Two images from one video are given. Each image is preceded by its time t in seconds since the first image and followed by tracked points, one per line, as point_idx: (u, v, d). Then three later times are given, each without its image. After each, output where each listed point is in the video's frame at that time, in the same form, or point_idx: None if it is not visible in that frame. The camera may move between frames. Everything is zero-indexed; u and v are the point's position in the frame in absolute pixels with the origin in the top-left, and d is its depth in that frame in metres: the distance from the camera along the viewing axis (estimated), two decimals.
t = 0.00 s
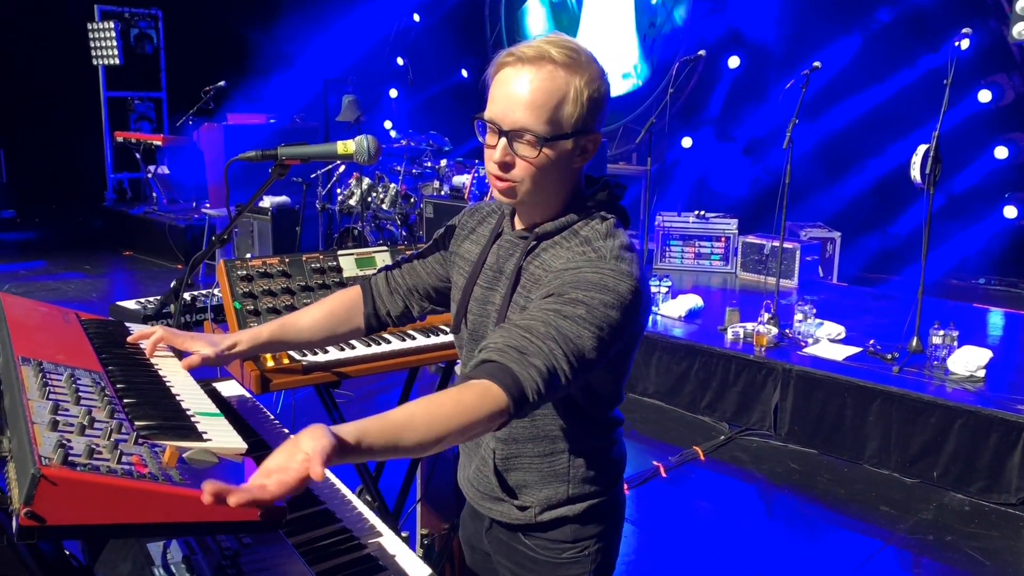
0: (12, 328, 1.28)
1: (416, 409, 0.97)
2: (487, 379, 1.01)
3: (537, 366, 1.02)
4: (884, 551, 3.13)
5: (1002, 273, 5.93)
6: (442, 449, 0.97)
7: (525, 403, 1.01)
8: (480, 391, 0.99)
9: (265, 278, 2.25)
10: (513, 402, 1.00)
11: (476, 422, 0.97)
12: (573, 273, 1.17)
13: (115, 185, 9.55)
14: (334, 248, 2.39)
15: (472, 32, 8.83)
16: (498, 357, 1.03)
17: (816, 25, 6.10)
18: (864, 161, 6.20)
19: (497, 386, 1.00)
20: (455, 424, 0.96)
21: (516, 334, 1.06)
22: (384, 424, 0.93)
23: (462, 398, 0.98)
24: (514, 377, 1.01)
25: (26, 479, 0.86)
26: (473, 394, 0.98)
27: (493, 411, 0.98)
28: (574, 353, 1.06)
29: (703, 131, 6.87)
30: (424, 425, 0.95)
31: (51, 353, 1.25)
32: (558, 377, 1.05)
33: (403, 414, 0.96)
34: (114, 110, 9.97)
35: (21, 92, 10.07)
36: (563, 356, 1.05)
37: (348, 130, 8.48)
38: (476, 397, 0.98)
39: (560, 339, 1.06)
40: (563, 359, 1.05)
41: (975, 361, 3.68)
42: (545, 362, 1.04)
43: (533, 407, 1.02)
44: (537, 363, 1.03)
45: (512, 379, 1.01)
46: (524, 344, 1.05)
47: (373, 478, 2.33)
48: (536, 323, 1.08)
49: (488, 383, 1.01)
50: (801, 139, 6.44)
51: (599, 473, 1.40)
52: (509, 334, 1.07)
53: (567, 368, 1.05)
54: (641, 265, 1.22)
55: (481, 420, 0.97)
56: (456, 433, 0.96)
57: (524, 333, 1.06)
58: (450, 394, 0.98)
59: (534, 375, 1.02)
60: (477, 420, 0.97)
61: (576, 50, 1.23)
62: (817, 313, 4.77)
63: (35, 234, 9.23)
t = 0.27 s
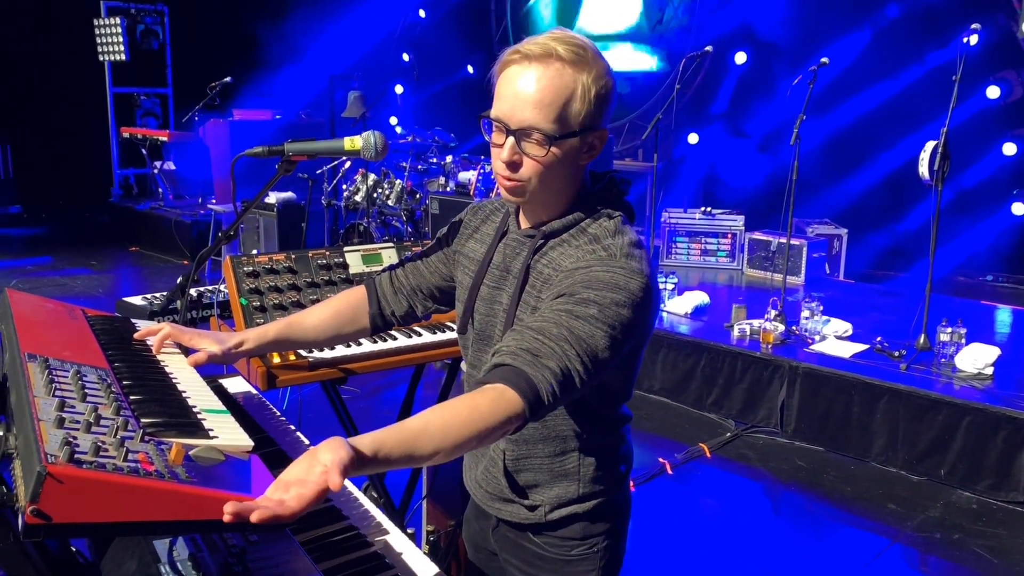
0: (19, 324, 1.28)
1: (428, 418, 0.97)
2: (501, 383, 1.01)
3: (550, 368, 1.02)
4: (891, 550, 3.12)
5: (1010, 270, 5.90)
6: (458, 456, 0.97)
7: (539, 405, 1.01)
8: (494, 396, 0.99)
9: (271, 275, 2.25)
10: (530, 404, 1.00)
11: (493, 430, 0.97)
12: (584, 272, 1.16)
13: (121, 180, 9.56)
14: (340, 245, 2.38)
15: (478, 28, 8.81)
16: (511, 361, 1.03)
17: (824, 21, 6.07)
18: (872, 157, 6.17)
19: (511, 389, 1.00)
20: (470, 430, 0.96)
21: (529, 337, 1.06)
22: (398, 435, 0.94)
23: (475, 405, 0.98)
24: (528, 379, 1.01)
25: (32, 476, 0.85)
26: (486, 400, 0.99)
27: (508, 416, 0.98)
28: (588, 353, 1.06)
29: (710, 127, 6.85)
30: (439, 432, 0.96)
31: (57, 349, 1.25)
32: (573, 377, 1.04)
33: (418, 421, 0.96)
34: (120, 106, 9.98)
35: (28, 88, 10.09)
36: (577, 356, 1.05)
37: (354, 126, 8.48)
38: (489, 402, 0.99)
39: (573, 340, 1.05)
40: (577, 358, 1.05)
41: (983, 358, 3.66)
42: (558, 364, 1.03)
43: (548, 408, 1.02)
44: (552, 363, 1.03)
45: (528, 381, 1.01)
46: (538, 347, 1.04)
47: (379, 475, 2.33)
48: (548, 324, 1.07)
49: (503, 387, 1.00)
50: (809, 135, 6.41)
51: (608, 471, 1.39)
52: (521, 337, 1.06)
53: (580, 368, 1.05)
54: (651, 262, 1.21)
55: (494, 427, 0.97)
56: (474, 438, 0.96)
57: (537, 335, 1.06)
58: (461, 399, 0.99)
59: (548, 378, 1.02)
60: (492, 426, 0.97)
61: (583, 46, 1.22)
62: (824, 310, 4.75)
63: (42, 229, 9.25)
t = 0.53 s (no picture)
0: (25, 323, 1.28)
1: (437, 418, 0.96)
2: (508, 384, 1.00)
3: (557, 368, 1.01)
4: (899, 549, 3.10)
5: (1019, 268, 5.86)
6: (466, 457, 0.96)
7: (545, 405, 0.99)
8: (502, 397, 0.98)
9: (278, 271, 2.24)
10: (535, 406, 0.98)
11: (500, 431, 0.96)
12: (592, 270, 1.15)
13: (126, 177, 9.56)
14: (347, 241, 2.37)
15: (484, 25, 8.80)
16: (517, 360, 1.02)
17: (832, 17, 6.04)
18: (880, 154, 6.14)
19: (517, 389, 0.99)
20: (478, 433, 0.95)
21: (536, 336, 1.04)
22: (408, 433, 0.93)
23: (482, 406, 0.96)
24: (534, 380, 1.00)
25: (39, 477, 0.84)
26: (495, 400, 0.98)
27: (513, 417, 0.97)
28: (595, 353, 1.05)
29: (716, 124, 6.83)
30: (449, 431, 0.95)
31: (64, 347, 1.24)
32: (580, 378, 1.03)
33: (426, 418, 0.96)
34: (126, 101, 9.99)
35: (34, 83, 10.09)
36: (584, 356, 1.03)
37: (359, 123, 8.47)
38: (499, 403, 0.97)
39: (581, 340, 1.04)
40: (583, 359, 1.03)
41: (992, 356, 3.64)
42: (565, 363, 1.02)
43: (554, 410, 1.01)
44: (559, 363, 1.01)
45: (533, 382, 0.99)
46: (544, 346, 1.03)
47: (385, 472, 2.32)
48: (555, 323, 1.06)
49: (509, 388, 0.99)
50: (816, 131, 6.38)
51: (615, 470, 1.38)
52: (528, 336, 1.05)
53: (587, 368, 1.04)
54: (659, 260, 1.20)
55: (501, 428, 0.96)
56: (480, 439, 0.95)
57: (543, 334, 1.04)
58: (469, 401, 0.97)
59: (554, 379, 1.01)
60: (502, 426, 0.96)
61: (593, 42, 1.20)
62: (831, 307, 4.74)
63: (48, 225, 9.26)
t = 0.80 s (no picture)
0: (31, 323, 1.26)
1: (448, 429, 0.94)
2: (518, 392, 0.98)
3: (569, 377, 0.99)
4: (909, 550, 3.08)
5: None
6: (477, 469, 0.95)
7: (556, 415, 0.98)
8: (512, 407, 0.96)
9: (284, 271, 2.22)
10: (546, 415, 0.97)
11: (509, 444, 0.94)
12: (604, 273, 1.13)
13: (130, 174, 9.55)
14: (354, 240, 2.35)
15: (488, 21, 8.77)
16: (529, 369, 1.00)
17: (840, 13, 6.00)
18: (887, 151, 6.10)
19: (526, 398, 0.97)
20: (491, 443, 0.94)
21: (547, 343, 1.03)
22: (422, 451, 0.91)
23: (489, 418, 0.95)
24: (545, 390, 0.98)
25: (46, 483, 0.83)
26: (504, 410, 0.96)
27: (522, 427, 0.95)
28: (608, 359, 1.03)
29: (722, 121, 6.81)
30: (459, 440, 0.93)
31: (70, 349, 1.22)
32: (592, 385, 1.02)
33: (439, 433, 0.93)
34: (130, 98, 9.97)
35: (39, 80, 10.08)
36: (596, 364, 1.02)
37: (364, 120, 8.45)
38: (506, 414, 0.95)
39: (594, 347, 1.03)
40: (595, 366, 1.02)
41: (1001, 355, 3.61)
42: (577, 372, 1.00)
43: (567, 418, 0.99)
44: (572, 371, 1.00)
45: (545, 391, 0.98)
46: (557, 354, 1.01)
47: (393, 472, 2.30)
48: (567, 329, 1.04)
49: (519, 397, 0.97)
50: (824, 129, 6.35)
51: (627, 475, 1.36)
52: (540, 343, 1.03)
53: (600, 376, 1.02)
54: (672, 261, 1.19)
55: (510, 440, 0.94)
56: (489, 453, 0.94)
57: (556, 341, 1.03)
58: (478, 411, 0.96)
59: (566, 387, 0.99)
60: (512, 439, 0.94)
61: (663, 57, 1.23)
62: (839, 306, 4.71)
63: (52, 222, 9.25)
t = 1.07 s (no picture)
0: (31, 321, 1.23)
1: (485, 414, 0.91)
2: (556, 380, 0.94)
3: (606, 368, 0.96)
4: (919, 550, 3.05)
5: None
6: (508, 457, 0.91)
7: (592, 403, 0.95)
8: (550, 396, 0.93)
9: (289, 267, 2.19)
10: (583, 403, 0.94)
11: (547, 431, 0.91)
12: (637, 266, 1.11)
13: (135, 170, 9.55)
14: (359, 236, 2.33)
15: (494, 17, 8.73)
16: (564, 357, 0.96)
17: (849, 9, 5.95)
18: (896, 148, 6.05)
19: (563, 386, 0.94)
20: (527, 431, 0.90)
21: (583, 333, 1.00)
22: (464, 431, 0.87)
23: (530, 403, 0.91)
24: (581, 378, 0.95)
25: (44, 487, 0.80)
26: (541, 399, 0.92)
27: (559, 415, 0.92)
28: (643, 352, 1.01)
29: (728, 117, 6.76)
30: (495, 427, 0.90)
31: (71, 347, 1.19)
32: (628, 377, 0.99)
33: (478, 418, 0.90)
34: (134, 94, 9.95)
35: (44, 76, 10.08)
36: (633, 355, 0.99)
37: (368, 116, 8.43)
38: (544, 402, 0.92)
39: (629, 338, 1.00)
40: (633, 358, 0.99)
41: (1012, 354, 3.57)
42: (614, 363, 0.97)
43: (600, 411, 0.96)
44: (609, 363, 0.97)
45: (583, 380, 0.94)
46: (593, 344, 0.98)
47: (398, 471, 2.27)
48: (601, 321, 1.01)
49: (557, 387, 0.94)
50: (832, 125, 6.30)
51: (643, 476, 1.34)
52: (574, 333, 1.00)
53: (635, 368, 1.00)
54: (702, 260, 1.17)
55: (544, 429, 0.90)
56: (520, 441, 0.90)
57: (590, 331, 1.00)
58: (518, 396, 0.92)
59: (602, 376, 0.96)
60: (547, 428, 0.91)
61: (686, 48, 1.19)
62: (847, 303, 4.67)
63: (56, 218, 9.24)
